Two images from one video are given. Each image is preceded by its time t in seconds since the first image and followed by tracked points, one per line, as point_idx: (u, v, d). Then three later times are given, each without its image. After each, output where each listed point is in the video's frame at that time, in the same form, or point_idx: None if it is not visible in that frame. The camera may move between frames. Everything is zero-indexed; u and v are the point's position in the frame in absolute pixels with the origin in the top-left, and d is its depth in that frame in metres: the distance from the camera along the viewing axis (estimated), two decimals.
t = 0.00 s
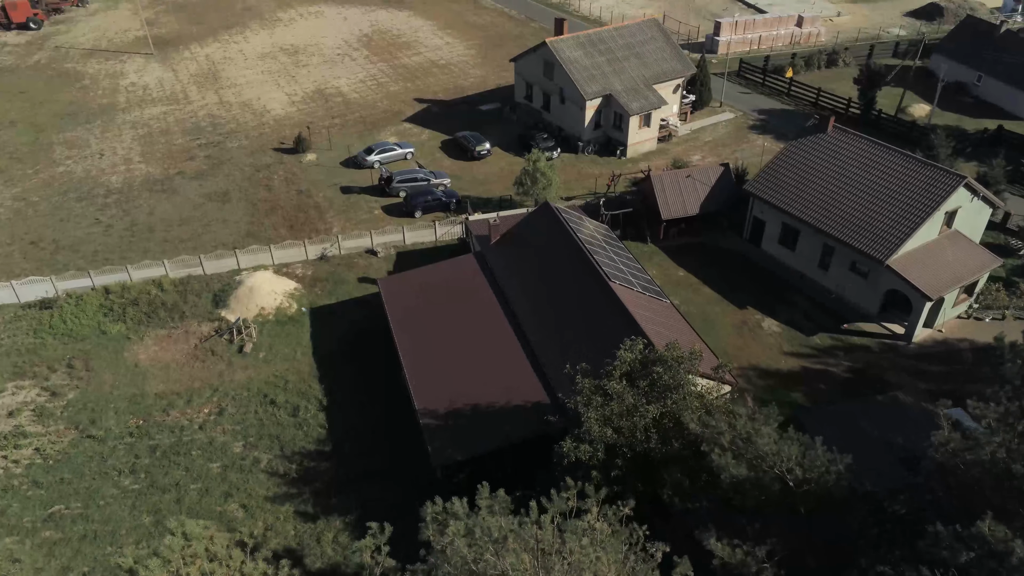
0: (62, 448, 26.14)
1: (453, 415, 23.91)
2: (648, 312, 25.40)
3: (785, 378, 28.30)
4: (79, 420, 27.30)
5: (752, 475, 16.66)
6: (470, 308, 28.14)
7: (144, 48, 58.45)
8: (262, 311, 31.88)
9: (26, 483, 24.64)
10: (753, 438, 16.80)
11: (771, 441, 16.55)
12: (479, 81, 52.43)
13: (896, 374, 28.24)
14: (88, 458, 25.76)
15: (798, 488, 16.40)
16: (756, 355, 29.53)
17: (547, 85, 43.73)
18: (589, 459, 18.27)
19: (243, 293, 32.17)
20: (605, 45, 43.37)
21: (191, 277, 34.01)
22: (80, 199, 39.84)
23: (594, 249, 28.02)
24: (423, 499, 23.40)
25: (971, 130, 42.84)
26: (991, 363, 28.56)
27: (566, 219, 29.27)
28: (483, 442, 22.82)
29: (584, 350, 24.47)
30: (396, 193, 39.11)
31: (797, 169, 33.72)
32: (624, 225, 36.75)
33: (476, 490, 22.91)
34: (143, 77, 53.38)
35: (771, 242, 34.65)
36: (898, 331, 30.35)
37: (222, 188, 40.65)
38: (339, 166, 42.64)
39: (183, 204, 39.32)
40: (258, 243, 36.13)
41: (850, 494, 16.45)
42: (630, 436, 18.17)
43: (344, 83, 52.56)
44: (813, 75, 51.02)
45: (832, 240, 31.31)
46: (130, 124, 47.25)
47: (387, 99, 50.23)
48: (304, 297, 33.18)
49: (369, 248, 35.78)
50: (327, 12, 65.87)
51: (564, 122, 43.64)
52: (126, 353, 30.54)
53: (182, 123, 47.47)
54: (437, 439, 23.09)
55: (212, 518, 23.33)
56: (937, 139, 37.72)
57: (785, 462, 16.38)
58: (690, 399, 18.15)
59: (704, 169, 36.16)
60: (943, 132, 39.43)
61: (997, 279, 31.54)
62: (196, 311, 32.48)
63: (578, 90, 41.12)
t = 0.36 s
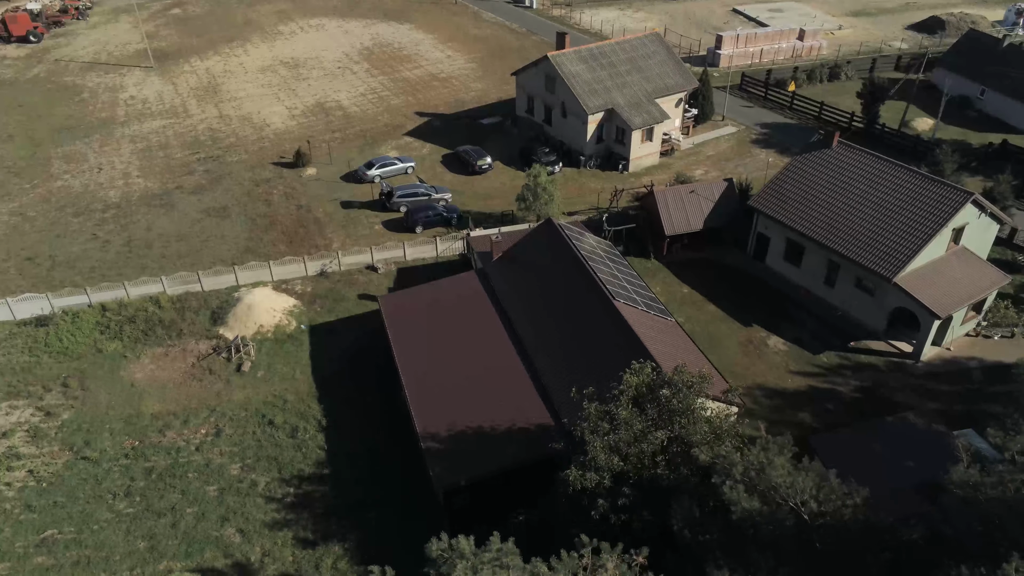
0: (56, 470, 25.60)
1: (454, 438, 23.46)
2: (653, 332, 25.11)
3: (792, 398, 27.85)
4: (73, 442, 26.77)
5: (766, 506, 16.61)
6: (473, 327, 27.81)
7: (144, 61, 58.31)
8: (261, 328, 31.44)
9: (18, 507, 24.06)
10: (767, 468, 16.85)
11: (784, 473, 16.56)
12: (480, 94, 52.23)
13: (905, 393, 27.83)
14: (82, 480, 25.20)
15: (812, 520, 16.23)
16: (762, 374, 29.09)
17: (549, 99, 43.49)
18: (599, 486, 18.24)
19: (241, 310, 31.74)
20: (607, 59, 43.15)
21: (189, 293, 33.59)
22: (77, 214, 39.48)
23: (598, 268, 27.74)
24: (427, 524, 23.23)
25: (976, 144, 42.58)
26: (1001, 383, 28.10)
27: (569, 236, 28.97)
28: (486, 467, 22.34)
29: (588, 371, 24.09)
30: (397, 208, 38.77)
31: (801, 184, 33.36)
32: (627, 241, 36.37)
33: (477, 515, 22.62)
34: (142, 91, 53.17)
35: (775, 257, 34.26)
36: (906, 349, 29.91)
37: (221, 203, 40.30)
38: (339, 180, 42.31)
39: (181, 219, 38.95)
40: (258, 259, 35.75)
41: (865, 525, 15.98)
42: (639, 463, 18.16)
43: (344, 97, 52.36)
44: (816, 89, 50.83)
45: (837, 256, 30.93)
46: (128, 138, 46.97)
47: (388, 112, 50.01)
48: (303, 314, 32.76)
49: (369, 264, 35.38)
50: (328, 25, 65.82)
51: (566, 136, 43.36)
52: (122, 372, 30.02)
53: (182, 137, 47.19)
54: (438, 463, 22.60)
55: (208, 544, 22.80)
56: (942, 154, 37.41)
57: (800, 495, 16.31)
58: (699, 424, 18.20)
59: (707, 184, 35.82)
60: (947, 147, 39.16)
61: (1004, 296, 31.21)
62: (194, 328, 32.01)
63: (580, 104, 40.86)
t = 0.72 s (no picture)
0: (49, 492, 25.10)
1: (455, 460, 23.00)
2: (658, 352, 24.75)
3: (799, 418, 27.41)
4: (67, 463, 26.28)
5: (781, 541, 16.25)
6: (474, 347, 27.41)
7: (144, 74, 58.16)
8: (259, 346, 31.01)
9: (9, 531, 23.53)
10: (779, 502, 16.43)
11: (798, 506, 16.22)
12: (481, 108, 52.05)
13: (913, 413, 27.40)
14: (76, 503, 24.70)
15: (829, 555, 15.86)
16: (767, 394, 28.65)
17: (550, 114, 43.27)
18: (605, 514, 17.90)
19: (240, 328, 31.33)
20: (609, 74, 42.94)
21: (187, 310, 33.20)
22: (74, 229, 39.15)
23: (601, 286, 27.42)
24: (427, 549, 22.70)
25: (980, 159, 42.34)
26: (1011, 403, 27.66)
27: (572, 253, 28.66)
28: (487, 491, 21.89)
29: (591, 392, 23.71)
30: (397, 223, 38.45)
31: (806, 200, 33.05)
32: (630, 257, 36.02)
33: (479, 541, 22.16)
34: (142, 104, 52.98)
35: (780, 274, 33.90)
36: (913, 368, 29.47)
37: (220, 218, 39.99)
38: (339, 195, 42.01)
39: (180, 234, 38.61)
40: (256, 276, 35.39)
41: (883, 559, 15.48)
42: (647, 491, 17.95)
43: (345, 110, 52.18)
44: (818, 103, 50.66)
45: (843, 273, 30.57)
46: (127, 152, 46.73)
47: (388, 126, 49.80)
48: (302, 332, 32.36)
49: (369, 280, 35.02)
50: (329, 38, 65.79)
51: (567, 151, 43.11)
52: (118, 391, 29.55)
53: (181, 151, 46.95)
54: (439, 487, 22.16)
55: (204, 570, 22.30)
56: (947, 169, 37.11)
57: (815, 530, 15.97)
58: (706, 449, 18.03)
59: (710, 200, 35.50)
60: (952, 162, 38.90)
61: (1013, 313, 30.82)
62: (191, 346, 31.58)
63: (581, 118, 40.60)
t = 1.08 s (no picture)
0: (42, 516, 24.58)
1: (455, 485, 22.55)
2: (661, 372, 24.36)
3: (805, 439, 26.95)
4: (61, 486, 25.77)
5: None
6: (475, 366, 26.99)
7: (144, 87, 58.01)
8: (257, 364, 30.58)
9: None
10: (793, 536, 15.77)
11: (811, 540, 15.46)
12: (481, 122, 51.85)
13: (921, 434, 26.95)
14: (69, 527, 24.17)
15: None
16: (773, 413, 28.20)
17: (552, 128, 43.02)
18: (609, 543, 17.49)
19: (237, 346, 30.90)
20: (610, 88, 42.72)
21: (184, 328, 32.80)
22: (71, 245, 38.79)
23: (603, 305, 27.06)
24: None
25: (984, 173, 42.08)
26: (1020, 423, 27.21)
27: (573, 271, 28.34)
28: (488, 517, 21.41)
29: (594, 414, 23.31)
30: (397, 239, 38.09)
31: (810, 217, 32.72)
32: (632, 273, 35.65)
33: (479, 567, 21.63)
34: (141, 118, 52.77)
35: (783, 291, 33.53)
36: (921, 387, 29.03)
37: (218, 233, 39.67)
38: (339, 209, 41.69)
39: (178, 249, 38.28)
40: (254, 292, 35.02)
41: None
42: (651, 519, 17.62)
43: (345, 124, 51.98)
44: (820, 116, 50.44)
45: (848, 291, 30.19)
46: (126, 166, 46.46)
47: (388, 140, 49.57)
48: (301, 349, 31.94)
49: (369, 296, 34.63)
50: (329, 51, 65.74)
51: (568, 165, 42.83)
52: (113, 410, 29.06)
53: (180, 165, 46.68)
54: (440, 512, 21.69)
55: None
56: (951, 184, 36.77)
57: (829, 566, 15.13)
58: (712, 476, 17.70)
59: (713, 216, 35.18)
60: (956, 177, 38.59)
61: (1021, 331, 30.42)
62: (188, 364, 31.12)
63: (582, 133, 40.35)
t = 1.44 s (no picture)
0: (34, 540, 24.05)
1: (455, 509, 22.08)
2: (665, 394, 23.97)
3: (811, 461, 26.49)
4: (53, 509, 25.24)
5: None
6: (476, 386, 26.58)
7: (143, 101, 57.85)
8: (254, 383, 30.14)
9: None
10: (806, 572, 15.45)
11: None
12: (482, 136, 51.64)
13: (929, 456, 26.49)
14: (61, 552, 23.63)
15: None
16: (778, 434, 27.74)
17: (553, 142, 42.79)
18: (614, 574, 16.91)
19: (234, 365, 30.45)
20: (611, 102, 42.49)
21: (181, 345, 32.37)
22: (68, 260, 38.45)
23: (605, 323, 26.69)
24: None
25: (987, 188, 41.82)
26: None
27: (575, 289, 27.98)
28: (490, 542, 20.93)
29: (598, 437, 22.89)
30: (397, 255, 37.76)
31: (814, 233, 32.39)
32: (634, 289, 35.29)
33: None
34: (140, 131, 52.60)
35: (788, 308, 33.16)
36: (928, 407, 28.60)
37: (217, 248, 39.34)
38: (339, 224, 41.39)
39: (176, 265, 37.94)
40: (252, 309, 34.64)
41: None
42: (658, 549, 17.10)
43: (344, 137, 51.79)
44: (821, 130, 50.25)
45: (854, 309, 29.82)
46: (124, 180, 46.19)
47: (388, 154, 49.34)
48: (300, 367, 31.49)
49: (368, 313, 34.25)
50: (329, 64, 65.69)
51: (569, 180, 42.56)
52: (108, 430, 28.55)
53: (179, 179, 46.40)
54: (440, 538, 21.23)
55: None
56: (956, 200, 36.47)
57: None
58: (719, 504, 17.28)
59: (716, 232, 34.81)
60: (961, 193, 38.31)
61: None
62: (184, 383, 30.65)
63: (584, 148, 40.11)
